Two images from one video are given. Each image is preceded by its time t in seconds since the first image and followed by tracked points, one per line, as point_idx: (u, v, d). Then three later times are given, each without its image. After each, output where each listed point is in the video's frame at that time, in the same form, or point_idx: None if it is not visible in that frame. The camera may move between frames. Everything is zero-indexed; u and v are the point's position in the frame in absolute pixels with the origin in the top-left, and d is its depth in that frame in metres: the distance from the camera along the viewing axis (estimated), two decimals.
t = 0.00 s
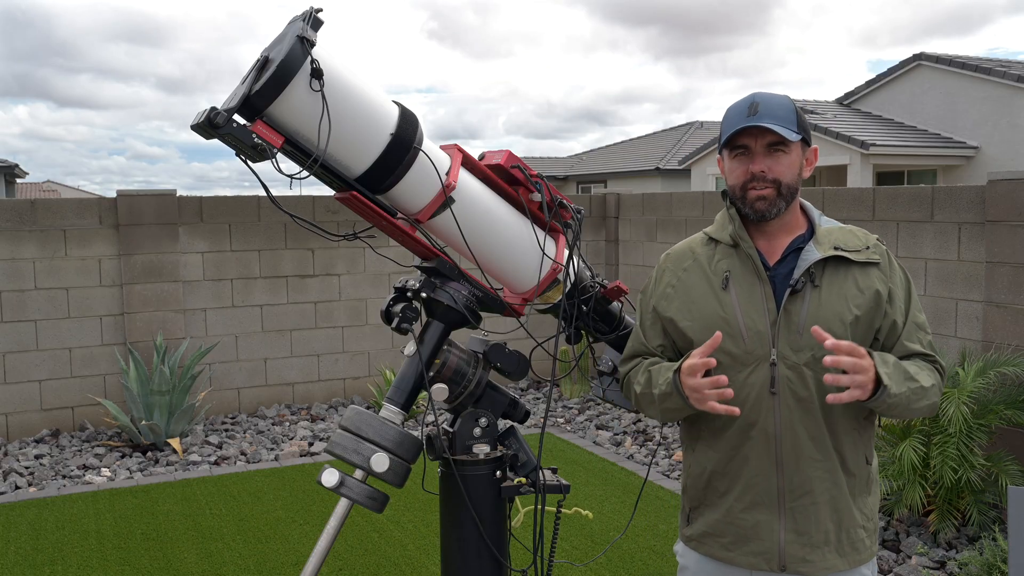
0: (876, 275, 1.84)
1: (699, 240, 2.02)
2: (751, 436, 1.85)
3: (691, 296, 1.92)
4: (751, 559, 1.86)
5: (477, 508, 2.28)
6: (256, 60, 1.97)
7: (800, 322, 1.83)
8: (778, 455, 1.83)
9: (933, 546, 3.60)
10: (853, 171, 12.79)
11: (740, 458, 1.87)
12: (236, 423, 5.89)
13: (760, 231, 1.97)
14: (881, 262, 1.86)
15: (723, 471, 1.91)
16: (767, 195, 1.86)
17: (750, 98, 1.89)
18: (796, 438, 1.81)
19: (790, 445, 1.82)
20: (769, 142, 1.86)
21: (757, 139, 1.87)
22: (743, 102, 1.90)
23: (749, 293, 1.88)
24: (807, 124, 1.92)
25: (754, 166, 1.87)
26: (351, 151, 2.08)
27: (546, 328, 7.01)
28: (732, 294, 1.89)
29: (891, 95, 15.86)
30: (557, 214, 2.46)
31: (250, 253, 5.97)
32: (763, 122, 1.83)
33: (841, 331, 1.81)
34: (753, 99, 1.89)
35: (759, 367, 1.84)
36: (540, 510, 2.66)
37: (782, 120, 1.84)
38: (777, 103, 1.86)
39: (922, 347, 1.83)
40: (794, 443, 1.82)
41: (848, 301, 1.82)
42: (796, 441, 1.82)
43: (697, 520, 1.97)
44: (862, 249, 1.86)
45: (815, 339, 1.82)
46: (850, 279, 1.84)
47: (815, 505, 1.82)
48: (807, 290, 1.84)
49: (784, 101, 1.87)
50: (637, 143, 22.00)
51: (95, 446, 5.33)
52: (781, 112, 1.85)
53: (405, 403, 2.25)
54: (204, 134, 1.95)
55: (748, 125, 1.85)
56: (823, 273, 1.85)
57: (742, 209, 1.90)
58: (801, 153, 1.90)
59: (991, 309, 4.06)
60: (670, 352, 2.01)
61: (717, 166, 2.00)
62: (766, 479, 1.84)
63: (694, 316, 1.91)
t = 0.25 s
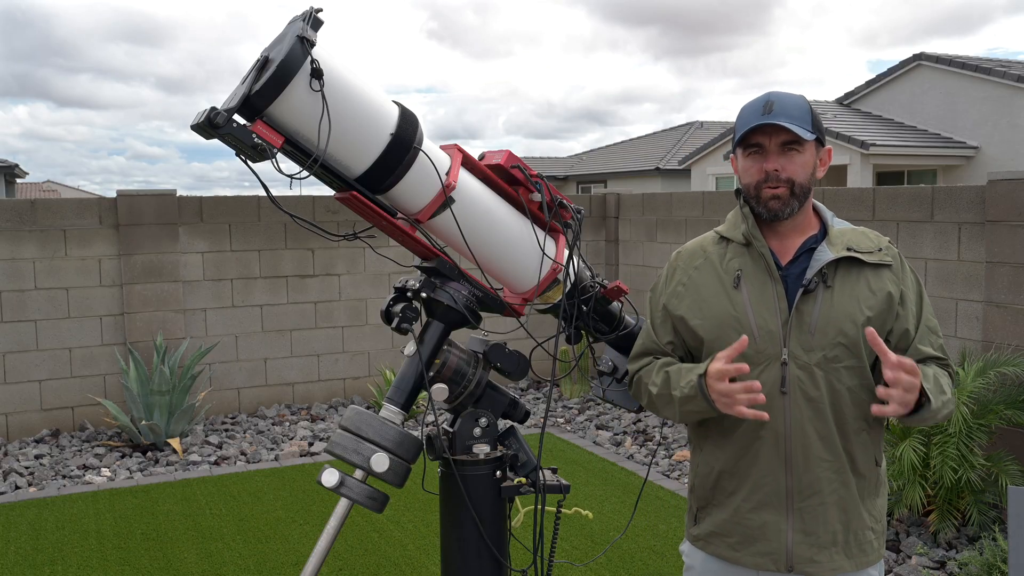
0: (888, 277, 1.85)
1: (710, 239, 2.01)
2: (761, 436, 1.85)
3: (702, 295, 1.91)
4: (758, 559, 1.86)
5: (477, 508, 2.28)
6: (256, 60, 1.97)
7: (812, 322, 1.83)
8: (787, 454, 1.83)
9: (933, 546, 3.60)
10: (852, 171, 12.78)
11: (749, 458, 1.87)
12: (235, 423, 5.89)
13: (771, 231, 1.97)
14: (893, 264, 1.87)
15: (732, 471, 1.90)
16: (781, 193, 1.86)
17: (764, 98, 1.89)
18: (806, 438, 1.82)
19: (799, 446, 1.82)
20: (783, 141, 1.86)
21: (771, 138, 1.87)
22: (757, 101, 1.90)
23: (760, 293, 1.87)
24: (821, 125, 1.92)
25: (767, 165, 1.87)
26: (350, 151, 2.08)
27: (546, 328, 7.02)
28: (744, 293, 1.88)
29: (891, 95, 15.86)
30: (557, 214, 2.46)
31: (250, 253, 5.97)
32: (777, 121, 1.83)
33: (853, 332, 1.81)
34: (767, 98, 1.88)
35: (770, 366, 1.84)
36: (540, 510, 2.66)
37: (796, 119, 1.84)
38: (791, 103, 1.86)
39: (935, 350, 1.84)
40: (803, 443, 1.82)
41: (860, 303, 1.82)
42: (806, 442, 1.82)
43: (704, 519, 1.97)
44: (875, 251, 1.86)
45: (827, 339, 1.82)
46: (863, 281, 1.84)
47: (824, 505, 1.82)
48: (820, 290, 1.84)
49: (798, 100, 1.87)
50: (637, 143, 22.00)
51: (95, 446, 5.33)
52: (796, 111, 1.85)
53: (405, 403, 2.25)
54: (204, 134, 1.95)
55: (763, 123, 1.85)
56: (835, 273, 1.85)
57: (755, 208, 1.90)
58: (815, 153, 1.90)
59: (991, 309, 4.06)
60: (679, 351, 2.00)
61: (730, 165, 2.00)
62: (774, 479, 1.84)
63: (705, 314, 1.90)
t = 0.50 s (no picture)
0: (893, 280, 1.84)
1: (715, 237, 2.01)
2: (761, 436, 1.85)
3: (706, 294, 1.92)
4: (757, 559, 1.86)
5: (477, 508, 2.28)
6: (256, 60, 1.97)
7: (816, 323, 1.83)
8: (788, 455, 1.83)
9: (933, 546, 3.60)
10: (852, 171, 12.79)
11: (750, 458, 1.87)
12: (236, 422, 5.89)
13: (777, 230, 1.97)
14: (897, 267, 1.86)
15: (732, 470, 1.91)
16: (787, 192, 1.86)
17: (772, 95, 1.88)
18: (806, 439, 1.82)
19: (800, 447, 1.82)
20: (790, 140, 1.86)
21: (779, 136, 1.87)
22: (766, 98, 1.89)
23: (764, 293, 1.87)
24: (828, 124, 1.92)
25: (774, 163, 1.87)
26: (350, 151, 2.08)
27: (546, 328, 7.02)
28: (747, 293, 1.88)
29: (891, 95, 15.86)
30: (557, 214, 2.46)
31: (250, 253, 5.97)
32: (785, 119, 1.83)
33: (856, 334, 1.81)
34: (776, 95, 1.88)
35: (773, 365, 1.85)
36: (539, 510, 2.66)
37: (804, 117, 1.84)
38: (799, 101, 1.85)
39: (938, 354, 1.84)
40: (804, 444, 1.82)
41: (864, 305, 1.82)
42: (806, 443, 1.82)
43: (703, 519, 1.97)
44: (880, 253, 1.86)
45: (829, 341, 1.82)
46: (868, 283, 1.84)
47: (824, 506, 1.82)
48: (824, 292, 1.84)
49: (807, 99, 1.87)
50: (637, 143, 22.00)
51: (95, 446, 5.33)
52: (804, 109, 1.84)
53: (405, 403, 2.25)
54: (204, 134, 1.95)
55: (770, 120, 1.84)
56: (840, 275, 1.85)
57: (761, 207, 1.90)
58: (822, 152, 1.90)
59: (991, 309, 4.06)
60: (683, 351, 2.02)
61: (736, 163, 2.00)
62: (774, 479, 1.84)
63: (709, 314, 1.90)
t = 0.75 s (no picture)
0: (888, 280, 1.83)
1: (713, 236, 2.02)
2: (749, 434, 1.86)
3: (701, 292, 1.92)
4: (743, 556, 1.87)
5: (477, 508, 2.28)
6: (256, 60, 1.97)
7: (807, 322, 1.83)
8: (776, 454, 1.83)
9: (933, 546, 3.60)
10: (853, 171, 12.79)
11: (738, 455, 1.88)
12: (235, 422, 5.89)
13: (774, 230, 1.97)
14: (895, 267, 1.84)
15: (722, 467, 1.92)
16: (784, 191, 1.86)
17: (771, 95, 1.89)
18: (794, 438, 1.82)
19: (787, 446, 1.82)
20: (788, 139, 1.86)
21: (777, 135, 1.87)
22: (765, 97, 1.90)
23: (757, 291, 1.88)
24: (827, 125, 1.92)
25: (772, 162, 1.87)
26: (350, 151, 2.08)
27: (546, 328, 7.02)
28: (741, 291, 1.89)
29: (891, 95, 15.86)
30: (557, 214, 2.46)
31: (250, 253, 5.97)
32: (783, 118, 1.83)
33: (847, 334, 1.80)
34: (775, 95, 1.88)
35: (763, 364, 1.85)
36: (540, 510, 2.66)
37: (802, 117, 1.84)
38: (798, 100, 1.86)
39: (935, 356, 1.82)
40: (791, 443, 1.82)
41: (857, 305, 1.81)
42: (794, 442, 1.82)
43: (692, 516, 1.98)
44: (877, 254, 1.85)
45: (820, 340, 1.81)
46: (862, 283, 1.83)
47: (811, 506, 1.82)
48: (817, 291, 1.84)
49: (805, 98, 1.87)
50: (638, 143, 22.00)
51: (95, 446, 5.33)
52: (802, 109, 1.84)
53: (405, 403, 2.25)
54: (204, 134, 1.95)
55: (768, 119, 1.84)
56: (834, 275, 1.84)
57: (757, 205, 1.90)
58: (820, 152, 1.89)
59: (991, 309, 4.06)
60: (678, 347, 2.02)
61: (735, 162, 2.00)
62: (761, 477, 1.85)
63: (702, 311, 1.91)
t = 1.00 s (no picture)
0: (877, 280, 1.78)
1: (711, 237, 2.04)
2: (731, 431, 1.88)
3: (693, 290, 1.95)
4: (725, 553, 1.88)
5: (477, 508, 2.28)
6: (256, 60, 1.97)
7: (790, 321, 1.82)
8: (756, 452, 1.84)
9: (933, 546, 3.60)
10: (853, 171, 12.80)
11: (720, 452, 1.91)
12: (236, 422, 5.89)
13: (767, 230, 1.97)
14: (886, 268, 1.80)
15: (708, 464, 1.94)
16: (776, 191, 1.86)
17: (769, 95, 1.89)
18: (774, 437, 1.82)
19: (767, 444, 1.82)
20: (782, 139, 1.86)
21: (772, 135, 1.87)
22: (762, 98, 1.90)
23: (745, 290, 1.89)
24: (825, 126, 1.91)
25: (765, 162, 1.87)
26: (350, 151, 2.08)
27: (546, 328, 7.02)
28: (730, 290, 1.91)
29: (891, 95, 15.86)
30: (557, 214, 2.46)
31: (249, 253, 5.97)
32: (778, 118, 1.83)
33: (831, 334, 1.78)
34: (772, 95, 1.88)
35: (746, 362, 1.85)
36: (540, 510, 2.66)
37: (798, 117, 1.83)
38: (795, 101, 1.85)
39: (926, 358, 1.76)
40: (772, 441, 1.82)
41: (842, 305, 1.78)
42: (774, 440, 1.82)
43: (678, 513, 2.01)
44: (867, 254, 1.81)
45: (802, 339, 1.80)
46: (849, 283, 1.79)
47: (789, 505, 1.81)
48: (802, 290, 1.83)
49: (804, 99, 1.86)
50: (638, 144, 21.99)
51: (95, 446, 5.33)
52: (799, 109, 1.84)
53: (405, 403, 2.25)
54: (204, 134, 1.95)
55: (764, 119, 1.84)
56: (821, 274, 1.82)
57: (750, 204, 1.90)
58: (815, 153, 1.89)
59: (991, 309, 4.06)
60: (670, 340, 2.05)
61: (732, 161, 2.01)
62: (742, 475, 1.86)
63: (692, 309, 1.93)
